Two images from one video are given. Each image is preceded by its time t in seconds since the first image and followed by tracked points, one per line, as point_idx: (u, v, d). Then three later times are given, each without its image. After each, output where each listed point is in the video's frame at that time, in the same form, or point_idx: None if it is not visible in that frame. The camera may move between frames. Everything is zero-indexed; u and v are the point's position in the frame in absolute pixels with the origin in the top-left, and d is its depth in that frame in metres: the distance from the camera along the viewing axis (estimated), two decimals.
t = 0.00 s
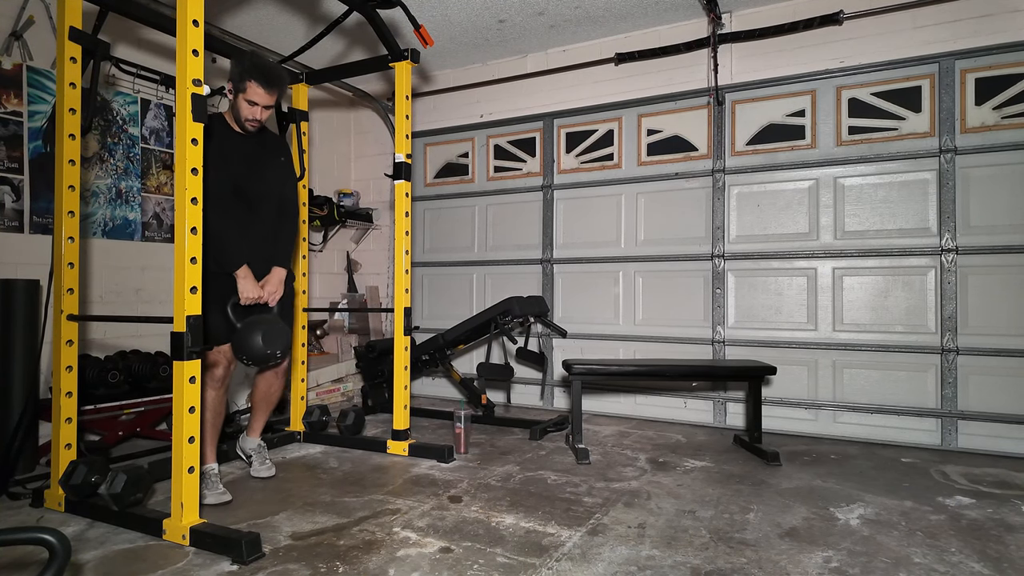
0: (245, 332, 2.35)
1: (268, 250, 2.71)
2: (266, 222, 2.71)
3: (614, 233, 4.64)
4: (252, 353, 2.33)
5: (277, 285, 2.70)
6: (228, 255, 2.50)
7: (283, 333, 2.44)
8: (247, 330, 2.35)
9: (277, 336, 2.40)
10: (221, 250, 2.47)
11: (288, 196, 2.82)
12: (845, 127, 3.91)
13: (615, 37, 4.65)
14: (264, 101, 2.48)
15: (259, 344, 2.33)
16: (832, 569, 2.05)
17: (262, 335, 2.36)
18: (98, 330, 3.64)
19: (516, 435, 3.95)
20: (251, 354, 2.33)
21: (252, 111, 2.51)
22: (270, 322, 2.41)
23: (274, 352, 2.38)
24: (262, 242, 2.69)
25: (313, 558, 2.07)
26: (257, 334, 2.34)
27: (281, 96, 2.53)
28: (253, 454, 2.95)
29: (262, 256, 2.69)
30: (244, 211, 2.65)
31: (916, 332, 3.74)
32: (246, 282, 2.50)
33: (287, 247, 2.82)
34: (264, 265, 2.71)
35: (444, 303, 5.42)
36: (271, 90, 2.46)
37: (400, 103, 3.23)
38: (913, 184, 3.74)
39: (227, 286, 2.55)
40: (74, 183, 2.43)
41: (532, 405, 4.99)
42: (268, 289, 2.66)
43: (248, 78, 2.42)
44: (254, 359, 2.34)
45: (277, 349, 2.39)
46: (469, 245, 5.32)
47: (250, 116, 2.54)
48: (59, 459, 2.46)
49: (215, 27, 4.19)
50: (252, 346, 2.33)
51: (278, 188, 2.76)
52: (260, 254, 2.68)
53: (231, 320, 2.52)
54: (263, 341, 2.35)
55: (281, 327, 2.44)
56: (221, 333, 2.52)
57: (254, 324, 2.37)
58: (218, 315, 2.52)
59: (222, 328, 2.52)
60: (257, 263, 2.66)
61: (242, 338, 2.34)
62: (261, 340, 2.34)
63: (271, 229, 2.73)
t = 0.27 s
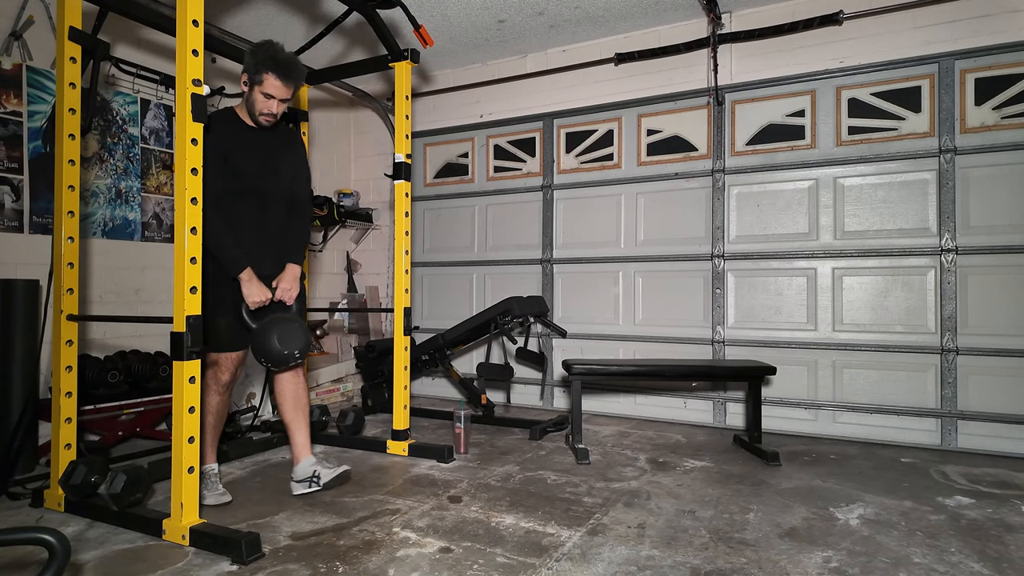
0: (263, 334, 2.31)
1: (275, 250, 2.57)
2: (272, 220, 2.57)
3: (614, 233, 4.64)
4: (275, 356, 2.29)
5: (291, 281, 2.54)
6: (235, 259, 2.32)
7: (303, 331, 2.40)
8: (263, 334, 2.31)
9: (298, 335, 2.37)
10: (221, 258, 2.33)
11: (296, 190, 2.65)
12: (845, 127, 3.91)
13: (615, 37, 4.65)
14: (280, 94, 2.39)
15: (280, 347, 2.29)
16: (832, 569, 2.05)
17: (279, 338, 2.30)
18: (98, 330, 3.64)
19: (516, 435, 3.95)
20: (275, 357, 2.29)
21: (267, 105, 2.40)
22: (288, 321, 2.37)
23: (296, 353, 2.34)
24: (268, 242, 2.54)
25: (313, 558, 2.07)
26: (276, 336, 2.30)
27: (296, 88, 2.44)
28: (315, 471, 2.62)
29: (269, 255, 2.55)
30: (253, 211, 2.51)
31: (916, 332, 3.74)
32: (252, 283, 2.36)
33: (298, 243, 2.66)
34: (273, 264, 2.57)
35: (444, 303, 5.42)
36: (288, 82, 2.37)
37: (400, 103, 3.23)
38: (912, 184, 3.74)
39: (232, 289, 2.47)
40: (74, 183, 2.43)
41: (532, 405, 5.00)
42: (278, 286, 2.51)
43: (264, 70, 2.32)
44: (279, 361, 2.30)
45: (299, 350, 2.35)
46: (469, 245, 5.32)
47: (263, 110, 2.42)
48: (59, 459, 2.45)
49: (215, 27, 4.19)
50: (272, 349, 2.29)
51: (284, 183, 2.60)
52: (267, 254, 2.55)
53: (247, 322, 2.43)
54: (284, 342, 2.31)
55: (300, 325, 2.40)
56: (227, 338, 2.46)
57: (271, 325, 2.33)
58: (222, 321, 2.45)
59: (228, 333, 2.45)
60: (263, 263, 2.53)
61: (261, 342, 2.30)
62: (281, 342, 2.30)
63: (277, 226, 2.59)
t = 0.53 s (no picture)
0: (283, 330, 2.16)
1: (311, 248, 2.37)
2: (311, 219, 2.38)
3: (614, 233, 4.64)
4: (289, 352, 2.15)
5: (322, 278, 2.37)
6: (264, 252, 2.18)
7: (322, 330, 2.25)
8: (285, 328, 2.17)
9: (315, 333, 2.22)
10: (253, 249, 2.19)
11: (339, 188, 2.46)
12: (845, 127, 3.91)
13: (614, 37, 4.65)
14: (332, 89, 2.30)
15: (297, 346, 2.16)
16: (831, 569, 2.05)
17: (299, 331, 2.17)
18: (97, 330, 3.64)
19: (516, 435, 3.95)
20: (291, 352, 2.15)
21: (318, 101, 2.30)
22: (308, 316, 2.23)
23: (307, 352, 2.18)
24: (305, 239, 2.35)
25: (313, 558, 2.07)
26: (294, 330, 2.17)
27: (348, 84, 2.35)
28: (321, 484, 2.54)
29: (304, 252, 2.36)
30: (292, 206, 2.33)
31: (916, 332, 3.74)
32: (286, 271, 2.21)
33: (337, 245, 2.46)
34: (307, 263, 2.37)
35: (443, 303, 5.42)
36: (339, 76, 2.29)
37: (399, 103, 3.24)
38: (912, 184, 3.74)
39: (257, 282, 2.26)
40: (74, 183, 2.42)
41: (532, 405, 5.00)
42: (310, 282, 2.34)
43: (317, 63, 2.24)
44: (294, 357, 2.16)
45: (312, 350, 2.19)
46: (469, 245, 5.31)
47: (313, 105, 2.31)
48: (59, 459, 2.45)
49: (215, 27, 4.19)
50: (287, 344, 2.15)
51: (326, 180, 2.42)
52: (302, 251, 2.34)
53: (270, 309, 2.25)
54: (303, 338, 2.18)
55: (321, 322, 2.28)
56: (253, 337, 2.25)
57: (289, 319, 2.19)
58: (249, 320, 2.25)
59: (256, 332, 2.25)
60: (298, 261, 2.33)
61: (279, 335, 2.17)
62: (299, 337, 2.17)
63: (315, 224, 2.40)
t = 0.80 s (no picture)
0: (305, 327, 2.04)
1: (331, 241, 2.26)
2: (330, 212, 2.28)
3: (614, 234, 4.64)
4: (313, 350, 2.04)
5: (344, 271, 2.23)
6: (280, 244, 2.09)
7: (347, 327, 2.15)
8: (307, 325, 2.04)
9: (339, 330, 2.11)
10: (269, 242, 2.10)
11: (357, 179, 2.37)
12: (845, 127, 3.91)
13: (615, 37, 4.65)
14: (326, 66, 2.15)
15: (320, 343, 2.05)
16: (831, 569, 2.05)
17: (321, 328, 2.06)
18: (97, 330, 3.64)
19: (516, 435, 3.95)
20: (316, 350, 2.04)
21: (318, 80, 2.16)
22: (330, 312, 2.11)
23: (330, 350, 2.07)
24: (325, 232, 2.25)
25: (313, 558, 2.07)
26: (316, 326, 2.05)
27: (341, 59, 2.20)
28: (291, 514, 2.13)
29: (324, 246, 2.24)
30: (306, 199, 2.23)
31: (916, 332, 3.74)
32: (304, 263, 2.10)
33: (359, 238, 2.35)
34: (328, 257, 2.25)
35: (443, 303, 5.42)
36: (333, 50, 2.15)
37: (399, 103, 3.24)
38: (912, 184, 3.74)
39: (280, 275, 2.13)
40: (73, 183, 2.42)
41: (532, 405, 5.00)
42: (332, 275, 2.20)
43: (306, 40, 2.09)
44: (319, 355, 2.04)
45: (336, 347, 2.08)
46: (469, 245, 5.32)
47: (313, 87, 2.17)
48: (59, 459, 2.45)
49: (215, 27, 4.19)
50: (310, 342, 2.03)
51: (344, 171, 2.32)
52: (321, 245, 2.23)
53: (293, 306, 2.11)
54: (326, 335, 2.06)
55: (345, 318, 2.16)
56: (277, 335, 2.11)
57: (312, 316, 2.06)
58: (271, 316, 2.12)
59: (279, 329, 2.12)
60: (319, 255, 2.22)
61: (302, 332, 2.04)
62: (321, 333, 2.05)
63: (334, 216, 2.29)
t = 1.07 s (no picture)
0: (341, 329, 1.91)
1: (346, 234, 2.10)
2: (339, 202, 2.11)
3: (614, 234, 4.64)
4: (352, 353, 1.90)
5: (362, 266, 2.12)
6: (295, 247, 1.94)
7: (382, 322, 2.02)
8: (341, 326, 1.91)
9: (377, 325, 1.98)
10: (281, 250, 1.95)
11: (360, 164, 2.20)
12: (845, 127, 3.91)
13: (614, 37, 4.65)
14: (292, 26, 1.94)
15: (361, 345, 1.91)
16: (831, 569, 2.05)
17: (357, 328, 1.92)
18: (96, 330, 3.63)
19: (516, 435, 3.96)
20: (356, 352, 1.90)
21: (288, 46, 1.96)
22: (364, 311, 1.96)
23: (371, 350, 1.93)
24: (337, 225, 2.09)
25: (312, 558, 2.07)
26: (355, 326, 1.91)
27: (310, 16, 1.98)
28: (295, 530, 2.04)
29: (340, 240, 2.08)
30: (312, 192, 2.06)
31: (916, 332, 3.74)
32: (323, 265, 1.96)
33: (369, 228, 2.20)
34: (346, 251, 2.10)
35: (443, 303, 5.42)
36: (294, 8, 1.94)
37: (399, 103, 3.23)
38: (912, 184, 3.74)
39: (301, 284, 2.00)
40: (74, 183, 2.42)
41: (531, 405, 5.00)
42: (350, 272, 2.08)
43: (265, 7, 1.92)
44: (359, 357, 1.91)
45: (377, 345, 1.95)
46: (468, 245, 5.31)
47: (286, 55, 1.97)
48: (58, 459, 2.45)
49: (215, 27, 4.19)
50: (347, 344, 1.90)
51: (347, 157, 2.14)
52: (337, 238, 2.08)
53: (320, 313, 1.95)
54: (364, 334, 1.92)
55: (378, 314, 2.02)
56: (303, 348, 1.98)
57: (348, 317, 1.93)
58: (296, 326, 1.99)
59: (304, 340, 1.99)
60: (335, 251, 2.07)
61: (337, 335, 1.91)
62: (359, 333, 1.92)
63: (345, 205, 2.13)
